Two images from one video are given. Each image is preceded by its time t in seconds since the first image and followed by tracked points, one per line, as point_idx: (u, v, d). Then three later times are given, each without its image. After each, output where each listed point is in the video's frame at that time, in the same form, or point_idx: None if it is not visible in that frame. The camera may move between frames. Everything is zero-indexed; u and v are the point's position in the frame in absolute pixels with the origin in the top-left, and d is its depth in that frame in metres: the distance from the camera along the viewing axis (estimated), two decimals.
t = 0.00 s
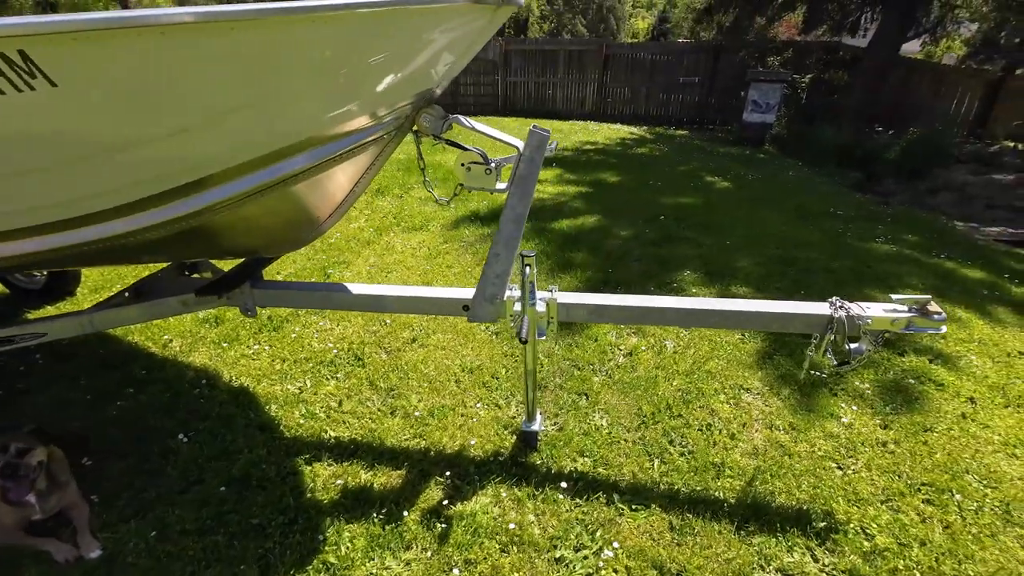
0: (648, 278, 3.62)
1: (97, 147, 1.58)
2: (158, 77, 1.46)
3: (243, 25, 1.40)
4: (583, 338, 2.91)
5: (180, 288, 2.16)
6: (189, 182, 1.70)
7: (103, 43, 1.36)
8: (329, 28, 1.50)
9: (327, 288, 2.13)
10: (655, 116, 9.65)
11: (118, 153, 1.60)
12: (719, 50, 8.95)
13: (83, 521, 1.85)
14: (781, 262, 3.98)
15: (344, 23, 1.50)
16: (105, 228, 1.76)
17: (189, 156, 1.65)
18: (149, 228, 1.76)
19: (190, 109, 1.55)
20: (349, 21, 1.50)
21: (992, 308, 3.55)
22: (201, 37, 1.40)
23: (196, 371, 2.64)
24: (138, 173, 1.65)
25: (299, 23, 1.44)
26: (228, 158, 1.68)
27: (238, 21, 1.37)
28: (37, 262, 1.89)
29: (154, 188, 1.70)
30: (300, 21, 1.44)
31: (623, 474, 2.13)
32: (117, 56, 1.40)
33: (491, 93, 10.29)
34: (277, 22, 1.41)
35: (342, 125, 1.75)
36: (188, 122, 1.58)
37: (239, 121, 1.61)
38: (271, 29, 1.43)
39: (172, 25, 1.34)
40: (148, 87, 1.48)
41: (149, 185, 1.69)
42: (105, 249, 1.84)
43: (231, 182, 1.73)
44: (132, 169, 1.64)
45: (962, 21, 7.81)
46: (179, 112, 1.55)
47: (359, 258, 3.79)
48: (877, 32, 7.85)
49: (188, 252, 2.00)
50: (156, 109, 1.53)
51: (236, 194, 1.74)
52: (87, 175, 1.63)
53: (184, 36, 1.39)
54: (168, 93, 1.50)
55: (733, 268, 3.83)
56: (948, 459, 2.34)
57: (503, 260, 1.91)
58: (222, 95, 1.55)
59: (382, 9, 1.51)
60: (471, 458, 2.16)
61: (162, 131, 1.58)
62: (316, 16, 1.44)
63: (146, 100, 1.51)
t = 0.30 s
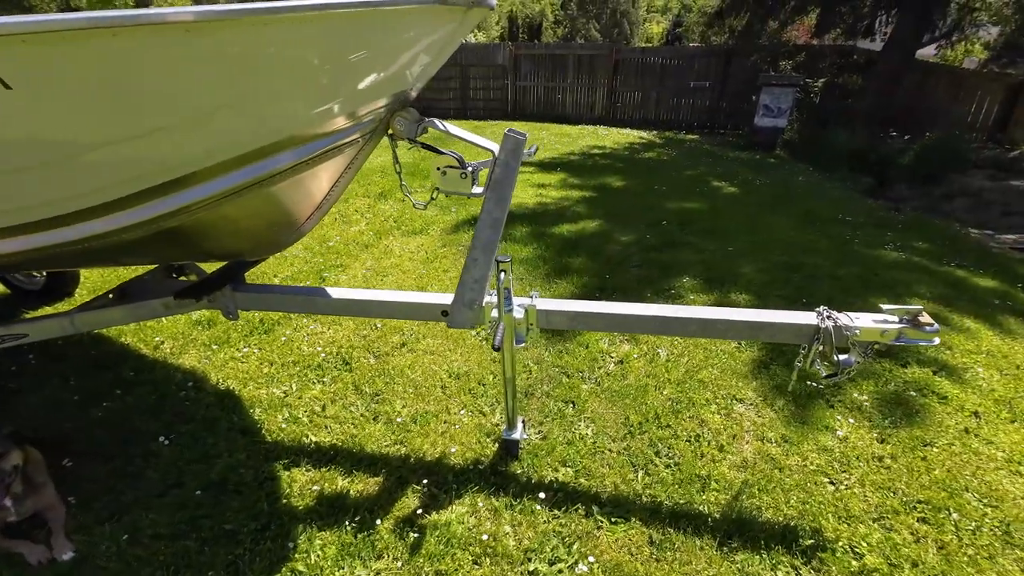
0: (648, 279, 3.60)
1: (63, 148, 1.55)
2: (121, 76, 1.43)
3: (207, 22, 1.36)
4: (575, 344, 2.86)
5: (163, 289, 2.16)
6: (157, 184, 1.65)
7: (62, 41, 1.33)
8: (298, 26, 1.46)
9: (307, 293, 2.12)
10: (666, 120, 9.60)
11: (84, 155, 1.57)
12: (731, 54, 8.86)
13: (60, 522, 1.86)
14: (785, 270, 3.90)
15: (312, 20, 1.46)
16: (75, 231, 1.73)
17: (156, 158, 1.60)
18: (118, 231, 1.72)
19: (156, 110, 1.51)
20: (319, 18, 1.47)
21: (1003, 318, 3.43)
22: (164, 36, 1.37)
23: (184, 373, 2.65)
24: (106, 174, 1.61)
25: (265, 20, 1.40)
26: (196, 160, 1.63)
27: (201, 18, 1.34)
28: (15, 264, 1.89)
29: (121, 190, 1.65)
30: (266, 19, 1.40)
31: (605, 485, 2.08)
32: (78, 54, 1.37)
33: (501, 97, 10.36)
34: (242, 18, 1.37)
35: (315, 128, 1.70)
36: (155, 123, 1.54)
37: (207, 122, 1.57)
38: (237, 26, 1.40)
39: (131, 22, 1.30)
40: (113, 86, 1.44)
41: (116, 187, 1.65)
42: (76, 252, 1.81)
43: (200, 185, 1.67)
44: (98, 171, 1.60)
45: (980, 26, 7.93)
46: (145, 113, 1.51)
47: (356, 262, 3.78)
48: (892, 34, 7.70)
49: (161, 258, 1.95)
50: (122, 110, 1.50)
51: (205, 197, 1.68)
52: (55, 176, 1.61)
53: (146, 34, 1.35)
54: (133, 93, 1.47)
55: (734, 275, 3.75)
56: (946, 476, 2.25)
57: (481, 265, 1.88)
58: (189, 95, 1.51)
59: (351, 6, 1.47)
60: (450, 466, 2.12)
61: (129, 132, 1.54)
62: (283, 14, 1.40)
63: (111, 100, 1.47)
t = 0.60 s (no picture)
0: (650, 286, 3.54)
1: (46, 143, 1.56)
2: (108, 74, 1.45)
3: (197, 21, 1.40)
4: (571, 345, 2.85)
5: (163, 281, 2.24)
6: (145, 177, 1.70)
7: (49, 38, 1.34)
8: (285, 23, 1.51)
9: (297, 286, 2.17)
10: (689, 124, 9.49)
11: (69, 149, 1.58)
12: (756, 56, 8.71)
13: (57, 502, 1.98)
14: (796, 275, 3.81)
15: (299, 18, 1.52)
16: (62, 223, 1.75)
17: (145, 152, 1.63)
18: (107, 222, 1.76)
19: (148, 105, 1.54)
20: (306, 16, 1.52)
21: None
22: (152, 35, 1.40)
23: (187, 364, 2.75)
24: (91, 169, 1.64)
25: (253, 18, 1.45)
26: (185, 154, 1.68)
27: (191, 17, 1.38)
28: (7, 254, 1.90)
29: (109, 183, 1.68)
30: (254, 17, 1.45)
31: (589, 486, 2.06)
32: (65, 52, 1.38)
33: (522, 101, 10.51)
34: (232, 17, 1.42)
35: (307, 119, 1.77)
36: (142, 119, 1.56)
37: (196, 117, 1.61)
38: (227, 25, 1.44)
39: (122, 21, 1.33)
40: (99, 83, 1.46)
41: (104, 181, 1.68)
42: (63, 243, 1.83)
43: (190, 177, 1.73)
44: (84, 165, 1.63)
45: None
46: (132, 109, 1.54)
47: (364, 260, 3.84)
48: (926, 35, 7.46)
49: (150, 248, 2.00)
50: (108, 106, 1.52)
51: (194, 189, 1.73)
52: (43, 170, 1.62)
53: (135, 33, 1.38)
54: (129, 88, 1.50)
55: (742, 281, 3.70)
56: (950, 489, 2.16)
57: (464, 261, 1.89)
58: (177, 93, 1.54)
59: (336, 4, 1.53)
60: (435, 461, 2.13)
61: (114, 127, 1.56)
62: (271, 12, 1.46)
63: (97, 97, 1.49)
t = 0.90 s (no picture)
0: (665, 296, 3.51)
1: (66, 138, 1.70)
2: (119, 73, 1.57)
3: (193, 24, 1.49)
4: (579, 345, 2.86)
5: (187, 270, 2.37)
6: (156, 172, 1.82)
7: (61, 41, 1.47)
8: (278, 27, 1.57)
9: (307, 279, 2.25)
10: (727, 126, 9.37)
11: (87, 145, 1.72)
12: (799, 57, 8.45)
13: (82, 473, 2.13)
14: (822, 283, 3.70)
15: (291, 21, 1.57)
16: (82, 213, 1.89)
17: (154, 147, 1.75)
18: (122, 214, 1.89)
19: (164, 101, 1.65)
20: (298, 19, 1.58)
21: None
22: (160, 36, 1.50)
23: (210, 351, 2.89)
24: (108, 163, 1.77)
25: (246, 22, 1.52)
26: (191, 149, 1.79)
27: (185, 21, 1.46)
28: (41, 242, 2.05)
29: (124, 176, 1.81)
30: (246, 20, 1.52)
31: (582, 485, 2.06)
32: (76, 54, 1.51)
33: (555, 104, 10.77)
34: (225, 20, 1.50)
35: (314, 118, 1.85)
36: (149, 116, 1.68)
37: (200, 114, 1.71)
38: (221, 28, 1.52)
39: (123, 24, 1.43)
40: (109, 82, 1.58)
41: (119, 175, 1.81)
42: (89, 233, 1.98)
43: (199, 172, 1.84)
44: (101, 160, 1.76)
45: None
46: (141, 106, 1.65)
47: (385, 258, 3.94)
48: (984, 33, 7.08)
49: (168, 239, 2.14)
50: (118, 103, 1.64)
51: (207, 182, 1.84)
52: (71, 161, 1.75)
53: (137, 35, 1.48)
54: (146, 85, 1.61)
55: (763, 289, 3.63)
56: (968, 509, 2.05)
57: (461, 258, 1.93)
58: (190, 90, 1.64)
59: (327, 8, 1.58)
60: (432, 453, 2.17)
61: (126, 123, 1.68)
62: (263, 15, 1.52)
63: (109, 95, 1.61)
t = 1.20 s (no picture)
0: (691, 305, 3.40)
1: (84, 135, 1.77)
2: (136, 71, 1.62)
3: (199, 24, 1.52)
4: (593, 350, 2.80)
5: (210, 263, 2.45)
6: (169, 167, 1.88)
7: (74, 43, 1.52)
8: (281, 26, 1.60)
9: (318, 275, 2.28)
10: (776, 128, 9.15)
11: (103, 142, 1.79)
12: (857, 57, 8.03)
13: (104, 454, 2.24)
14: (863, 295, 3.48)
15: (295, 21, 1.60)
16: (101, 207, 1.98)
17: (166, 144, 1.81)
18: (143, 207, 1.97)
19: (179, 98, 1.71)
20: (301, 19, 1.60)
21: None
22: (174, 35, 1.55)
23: (234, 342, 2.98)
24: (123, 158, 1.84)
25: (250, 21, 1.55)
26: (202, 146, 1.84)
27: (192, 21, 1.50)
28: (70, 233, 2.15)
29: (139, 171, 1.89)
30: (250, 20, 1.55)
31: (582, 495, 2.00)
32: (91, 55, 1.56)
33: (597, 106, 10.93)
34: (229, 20, 1.53)
35: (322, 114, 1.88)
36: (165, 112, 1.74)
37: (208, 112, 1.76)
38: (225, 28, 1.55)
39: (132, 24, 1.48)
40: (121, 81, 1.64)
41: (136, 171, 1.88)
42: (112, 225, 2.07)
43: (214, 167, 1.90)
44: (117, 156, 1.83)
45: None
46: (151, 104, 1.71)
47: (410, 256, 3.98)
48: None
49: (185, 232, 2.22)
50: (131, 101, 1.70)
51: (221, 176, 1.90)
52: (94, 156, 1.83)
53: (145, 35, 1.53)
54: (162, 83, 1.66)
55: (796, 300, 3.46)
56: (1010, 550, 1.86)
57: (462, 258, 1.91)
58: (204, 87, 1.69)
59: (328, 8, 1.60)
60: (433, 454, 2.16)
61: (142, 120, 1.74)
62: (266, 15, 1.55)
63: (121, 93, 1.67)
